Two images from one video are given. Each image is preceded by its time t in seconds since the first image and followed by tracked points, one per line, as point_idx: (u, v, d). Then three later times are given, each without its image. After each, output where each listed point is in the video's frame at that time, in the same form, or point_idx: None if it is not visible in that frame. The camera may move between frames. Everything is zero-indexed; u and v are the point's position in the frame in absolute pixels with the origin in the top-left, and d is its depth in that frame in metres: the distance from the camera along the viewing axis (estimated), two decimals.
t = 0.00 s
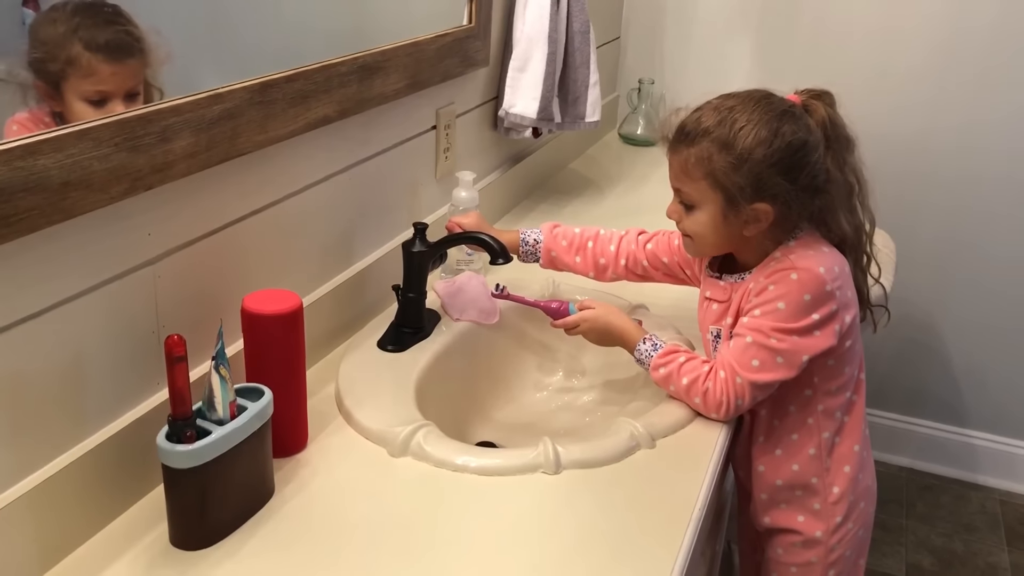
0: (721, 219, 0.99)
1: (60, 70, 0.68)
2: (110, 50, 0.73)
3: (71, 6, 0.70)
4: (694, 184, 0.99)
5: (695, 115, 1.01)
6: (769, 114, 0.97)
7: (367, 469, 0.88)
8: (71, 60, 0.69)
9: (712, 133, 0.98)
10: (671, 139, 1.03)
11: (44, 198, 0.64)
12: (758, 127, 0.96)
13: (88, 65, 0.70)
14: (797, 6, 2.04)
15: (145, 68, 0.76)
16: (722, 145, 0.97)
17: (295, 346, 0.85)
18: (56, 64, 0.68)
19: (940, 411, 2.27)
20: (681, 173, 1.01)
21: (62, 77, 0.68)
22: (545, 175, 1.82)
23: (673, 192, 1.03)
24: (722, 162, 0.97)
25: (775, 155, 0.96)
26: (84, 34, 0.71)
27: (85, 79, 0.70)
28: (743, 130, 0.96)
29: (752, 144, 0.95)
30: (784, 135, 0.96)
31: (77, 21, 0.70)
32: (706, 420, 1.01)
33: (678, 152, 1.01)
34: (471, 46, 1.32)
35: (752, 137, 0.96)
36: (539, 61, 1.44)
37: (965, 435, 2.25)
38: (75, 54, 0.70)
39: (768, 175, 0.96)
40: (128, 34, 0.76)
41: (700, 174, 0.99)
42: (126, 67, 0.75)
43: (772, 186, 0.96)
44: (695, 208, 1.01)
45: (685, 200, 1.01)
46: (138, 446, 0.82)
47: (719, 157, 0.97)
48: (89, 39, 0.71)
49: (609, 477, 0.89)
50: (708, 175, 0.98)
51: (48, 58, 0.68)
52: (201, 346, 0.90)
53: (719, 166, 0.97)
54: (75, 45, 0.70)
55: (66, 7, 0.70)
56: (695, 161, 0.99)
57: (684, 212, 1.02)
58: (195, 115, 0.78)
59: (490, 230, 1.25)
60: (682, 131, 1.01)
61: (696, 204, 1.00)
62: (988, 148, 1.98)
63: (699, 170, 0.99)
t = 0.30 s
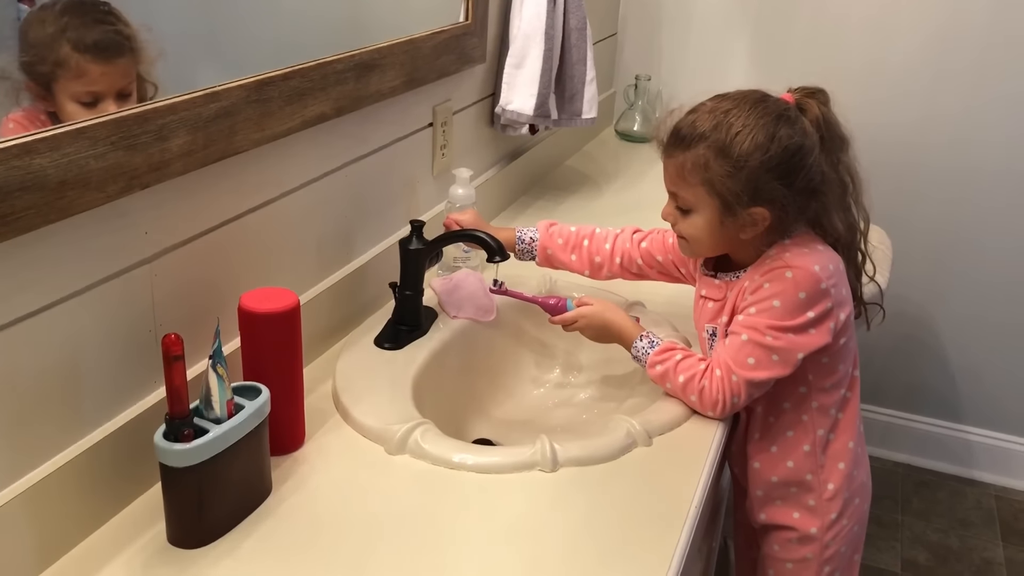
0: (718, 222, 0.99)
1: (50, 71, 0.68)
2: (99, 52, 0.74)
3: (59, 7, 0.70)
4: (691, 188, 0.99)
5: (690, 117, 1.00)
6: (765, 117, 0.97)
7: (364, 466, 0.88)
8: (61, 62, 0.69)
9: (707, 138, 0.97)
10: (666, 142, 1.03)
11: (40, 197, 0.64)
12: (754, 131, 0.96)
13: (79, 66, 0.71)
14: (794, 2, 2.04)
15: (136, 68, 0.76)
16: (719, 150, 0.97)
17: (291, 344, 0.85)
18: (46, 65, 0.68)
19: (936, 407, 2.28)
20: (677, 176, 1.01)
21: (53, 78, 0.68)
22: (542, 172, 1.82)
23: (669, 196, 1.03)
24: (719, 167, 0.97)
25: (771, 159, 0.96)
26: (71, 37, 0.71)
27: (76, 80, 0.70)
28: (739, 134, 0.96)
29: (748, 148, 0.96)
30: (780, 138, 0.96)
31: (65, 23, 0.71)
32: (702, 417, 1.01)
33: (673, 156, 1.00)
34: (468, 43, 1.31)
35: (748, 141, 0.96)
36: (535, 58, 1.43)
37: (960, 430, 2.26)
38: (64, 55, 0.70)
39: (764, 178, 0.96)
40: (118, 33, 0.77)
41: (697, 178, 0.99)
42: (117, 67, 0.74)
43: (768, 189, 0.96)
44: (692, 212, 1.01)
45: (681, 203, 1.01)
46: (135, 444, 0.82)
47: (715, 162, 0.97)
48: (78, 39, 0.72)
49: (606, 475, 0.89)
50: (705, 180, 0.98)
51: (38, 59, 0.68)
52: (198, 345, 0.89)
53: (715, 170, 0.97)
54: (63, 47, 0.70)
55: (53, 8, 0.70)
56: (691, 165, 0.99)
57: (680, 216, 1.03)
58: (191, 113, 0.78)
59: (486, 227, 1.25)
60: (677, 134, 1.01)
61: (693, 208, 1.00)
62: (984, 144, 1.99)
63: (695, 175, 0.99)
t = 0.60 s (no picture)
0: (716, 221, 0.99)
1: (43, 69, 0.67)
2: (92, 50, 0.72)
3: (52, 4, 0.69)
4: (688, 187, 0.99)
5: (685, 116, 1.00)
6: (761, 115, 0.96)
7: (362, 464, 0.88)
8: (53, 60, 0.68)
9: (704, 136, 0.97)
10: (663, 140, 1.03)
11: (35, 194, 0.64)
12: (750, 130, 0.96)
13: (72, 65, 0.69)
14: None
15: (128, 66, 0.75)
16: (715, 148, 0.97)
17: (289, 341, 0.85)
18: (39, 64, 0.67)
19: (932, 403, 2.28)
20: (674, 176, 1.01)
21: (46, 77, 0.67)
22: (539, 168, 1.81)
23: (667, 195, 1.03)
24: (716, 165, 0.97)
25: (768, 156, 0.96)
26: (64, 35, 0.70)
27: (69, 79, 0.69)
28: (735, 132, 0.96)
29: (745, 146, 0.95)
30: (777, 135, 0.96)
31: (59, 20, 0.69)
32: (699, 414, 1.01)
33: (670, 155, 1.00)
34: (464, 39, 1.31)
35: (744, 139, 0.96)
36: (532, 54, 1.43)
37: (956, 426, 2.26)
38: (57, 54, 0.69)
39: (762, 176, 0.96)
40: (111, 32, 0.75)
41: (694, 177, 0.98)
42: (109, 66, 0.73)
43: (765, 187, 0.96)
44: (690, 210, 1.00)
45: (679, 202, 1.01)
46: (131, 442, 0.81)
47: (712, 161, 0.97)
48: (71, 38, 0.70)
49: (603, 471, 0.89)
50: (702, 178, 0.98)
51: (31, 58, 0.66)
52: (194, 342, 0.89)
53: (712, 169, 0.97)
54: (56, 45, 0.69)
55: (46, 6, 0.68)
56: (689, 164, 0.98)
57: (678, 214, 1.02)
58: (187, 109, 0.78)
59: (483, 223, 1.24)
60: (674, 133, 1.01)
61: (691, 207, 1.00)
62: (979, 140, 1.99)
63: (692, 174, 0.99)
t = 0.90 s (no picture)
0: (716, 222, 0.99)
1: (32, 70, 0.66)
2: (80, 50, 0.71)
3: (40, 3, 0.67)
4: (688, 188, 0.99)
5: (685, 116, 1.00)
6: (761, 116, 0.96)
7: (360, 462, 0.88)
8: (42, 61, 0.67)
9: (704, 138, 0.97)
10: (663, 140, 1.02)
11: (30, 193, 0.64)
12: (751, 131, 0.95)
13: (60, 65, 0.68)
14: None
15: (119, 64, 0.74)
16: (715, 150, 0.96)
17: (286, 339, 0.85)
18: (28, 65, 0.66)
19: (930, 400, 2.28)
20: (673, 177, 1.01)
21: (36, 77, 0.66)
22: (536, 166, 1.81)
23: (666, 195, 1.03)
24: (716, 167, 0.97)
25: (768, 158, 0.95)
26: (52, 36, 0.69)
27: (58, 79, 0.68)
28: (735, 134, 0.96)
29: (745, 148, 0.95)
30: (777, 137, 0.96)
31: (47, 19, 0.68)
32: (696, 412, 1.01)
33: (670, 156, 1.00)
34: (461, 36, 1.31)
35: (745, 141, 0.95)
36: (529, 52, 1.43)
37: (954, 423, 2.27)
38: (45, 55, 0.68)
39: (762, 178, 0.96)
40: (101, 31, 0.74)
41: (694, 179, 0.98)
42: (99, 64, 0.72)
43: (766, 189, 0.96)
44: (690, 212, 1.00)
45: (679, 203, 1.01)
46: (128, 441, 0.81)
47: (712, 163, 0.97)
48: (59, 38, 0.69)
49: (600, 468, 0.89)
50: (702, 180, 0.98)
51: (20, 59, 0.65)
52: (191, 341, 0.89)
53: (712, 170, 0.97)
54: (44, 46, 0.68)
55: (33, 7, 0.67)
56: (689, 166, 0.98)
57: (678, 215, 1.02)
58: (183, 107, 0.77)
59: (480, 219, 1.24)
60: (674, 133, 1.00)
61: (690, 208, 1.00)
62: (976, 137, 1.99)
63: (692, 176, 0.98)
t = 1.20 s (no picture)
0: (718, 222, 0.99)
1: (26, 70, 0.66)
2: (74, 49, 0.71)
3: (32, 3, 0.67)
4: (690, 188, 0.99)
5: (687, 116, 1.00)
6: (763, 117, 0.96)
7: (358, 462, 0.88)
8: (35, 60, 0.67)
9: (705, 139, 0.97)
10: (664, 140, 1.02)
11: (30, 193, 0.64)
12: (753, 132, 0.95)
13: (54, 65, 0.68)
14: None
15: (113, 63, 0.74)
16: (717, 151, 0.96)
17: (285, 339, 0.85)
18: (22, 65, 0.66)
19: (928, 398, 2.29)
20: (675, 177, 1.01)
21: (30, 77, 0.66)
22: (534, 165, 1.81)
23: (668, 195, 1.03)
24: (718, 168, 0.97)
25: (770, 159, 0.95)
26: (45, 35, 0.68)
27: (53, 78, 0.68)
28: (737, 135, 0.96)
29: (746, 149, 0.95)
30: (779, 138, 0.95)
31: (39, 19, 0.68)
32: (695, 411, 1.01)
33: (671, 157, 1.00)
34: (460, 36, 1.31)
35: (746, 143, 0.95)
36: (527, 52, 1.43)
37: (952, 421, 2.27)
38: (39, 55, 0.67)
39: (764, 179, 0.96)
40: (94, 30, 0.74)
41: (696, 179, 0.98)
42: (92, 63, 0.72)
43: (768, 191, 0.96)
44: (692, 212, 1.01)
45: (680, 203, 1.02)
46: (128, 441, 0.81)
47: (714, 165, 0.97)
48: (52, 38, 0.69)
49: (599, 467, 0.89)
50: (704, 181, 0.98)
51: (13, 59, 0.65)
52: (190, 341, 0.89)
53: (714, 172, 0.97)
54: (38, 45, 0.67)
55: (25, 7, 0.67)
56: (690, 167, 0.98)
57: (680, 214, 1.03)
58: (182, 107, 0.77)
59: (479, 218, 1.24)
60: (675, 133, 1.00)
61: (692, 208, 1.00)
62: (975, 135, 1.99)
63: (694, 177, 0.99)
